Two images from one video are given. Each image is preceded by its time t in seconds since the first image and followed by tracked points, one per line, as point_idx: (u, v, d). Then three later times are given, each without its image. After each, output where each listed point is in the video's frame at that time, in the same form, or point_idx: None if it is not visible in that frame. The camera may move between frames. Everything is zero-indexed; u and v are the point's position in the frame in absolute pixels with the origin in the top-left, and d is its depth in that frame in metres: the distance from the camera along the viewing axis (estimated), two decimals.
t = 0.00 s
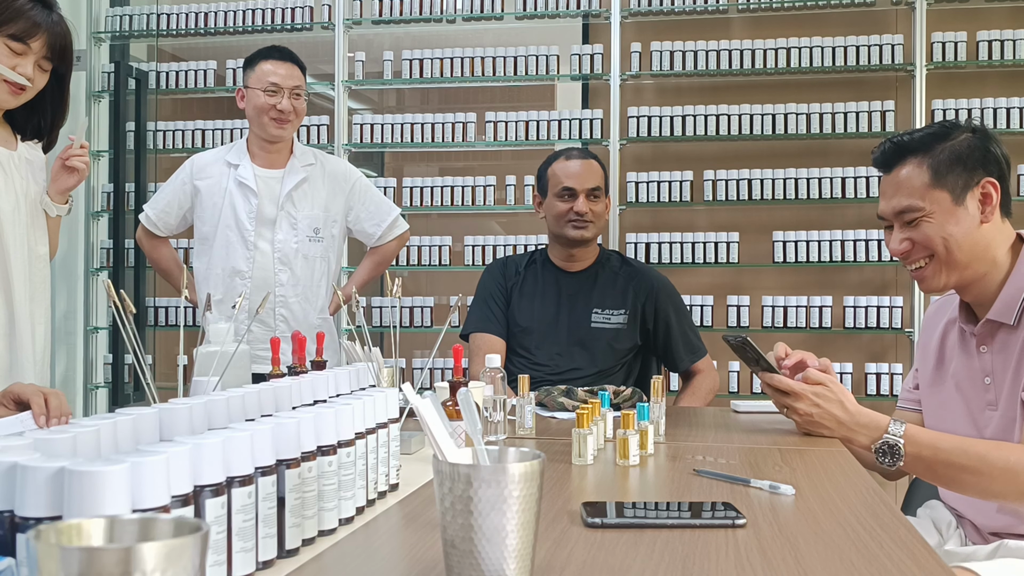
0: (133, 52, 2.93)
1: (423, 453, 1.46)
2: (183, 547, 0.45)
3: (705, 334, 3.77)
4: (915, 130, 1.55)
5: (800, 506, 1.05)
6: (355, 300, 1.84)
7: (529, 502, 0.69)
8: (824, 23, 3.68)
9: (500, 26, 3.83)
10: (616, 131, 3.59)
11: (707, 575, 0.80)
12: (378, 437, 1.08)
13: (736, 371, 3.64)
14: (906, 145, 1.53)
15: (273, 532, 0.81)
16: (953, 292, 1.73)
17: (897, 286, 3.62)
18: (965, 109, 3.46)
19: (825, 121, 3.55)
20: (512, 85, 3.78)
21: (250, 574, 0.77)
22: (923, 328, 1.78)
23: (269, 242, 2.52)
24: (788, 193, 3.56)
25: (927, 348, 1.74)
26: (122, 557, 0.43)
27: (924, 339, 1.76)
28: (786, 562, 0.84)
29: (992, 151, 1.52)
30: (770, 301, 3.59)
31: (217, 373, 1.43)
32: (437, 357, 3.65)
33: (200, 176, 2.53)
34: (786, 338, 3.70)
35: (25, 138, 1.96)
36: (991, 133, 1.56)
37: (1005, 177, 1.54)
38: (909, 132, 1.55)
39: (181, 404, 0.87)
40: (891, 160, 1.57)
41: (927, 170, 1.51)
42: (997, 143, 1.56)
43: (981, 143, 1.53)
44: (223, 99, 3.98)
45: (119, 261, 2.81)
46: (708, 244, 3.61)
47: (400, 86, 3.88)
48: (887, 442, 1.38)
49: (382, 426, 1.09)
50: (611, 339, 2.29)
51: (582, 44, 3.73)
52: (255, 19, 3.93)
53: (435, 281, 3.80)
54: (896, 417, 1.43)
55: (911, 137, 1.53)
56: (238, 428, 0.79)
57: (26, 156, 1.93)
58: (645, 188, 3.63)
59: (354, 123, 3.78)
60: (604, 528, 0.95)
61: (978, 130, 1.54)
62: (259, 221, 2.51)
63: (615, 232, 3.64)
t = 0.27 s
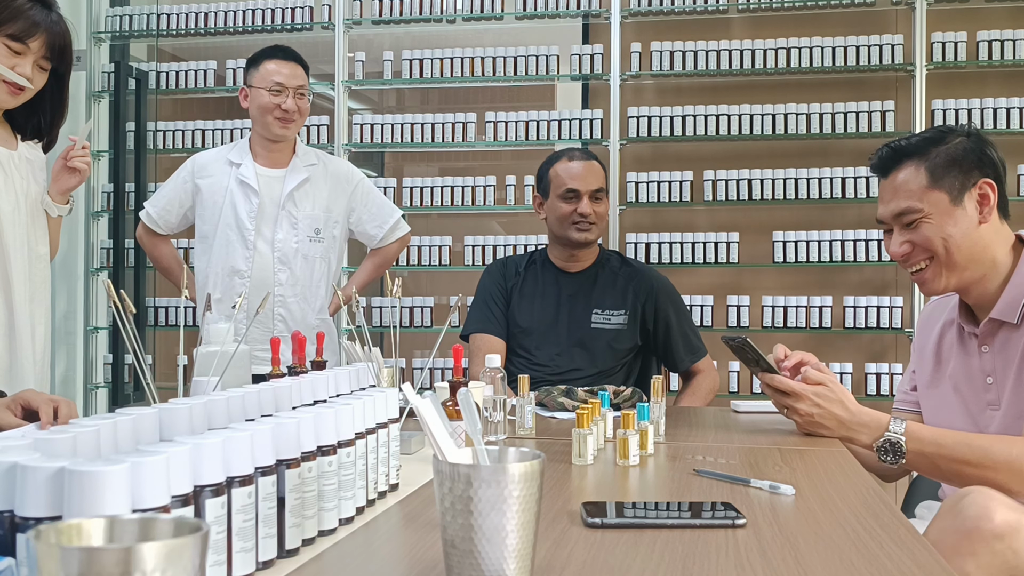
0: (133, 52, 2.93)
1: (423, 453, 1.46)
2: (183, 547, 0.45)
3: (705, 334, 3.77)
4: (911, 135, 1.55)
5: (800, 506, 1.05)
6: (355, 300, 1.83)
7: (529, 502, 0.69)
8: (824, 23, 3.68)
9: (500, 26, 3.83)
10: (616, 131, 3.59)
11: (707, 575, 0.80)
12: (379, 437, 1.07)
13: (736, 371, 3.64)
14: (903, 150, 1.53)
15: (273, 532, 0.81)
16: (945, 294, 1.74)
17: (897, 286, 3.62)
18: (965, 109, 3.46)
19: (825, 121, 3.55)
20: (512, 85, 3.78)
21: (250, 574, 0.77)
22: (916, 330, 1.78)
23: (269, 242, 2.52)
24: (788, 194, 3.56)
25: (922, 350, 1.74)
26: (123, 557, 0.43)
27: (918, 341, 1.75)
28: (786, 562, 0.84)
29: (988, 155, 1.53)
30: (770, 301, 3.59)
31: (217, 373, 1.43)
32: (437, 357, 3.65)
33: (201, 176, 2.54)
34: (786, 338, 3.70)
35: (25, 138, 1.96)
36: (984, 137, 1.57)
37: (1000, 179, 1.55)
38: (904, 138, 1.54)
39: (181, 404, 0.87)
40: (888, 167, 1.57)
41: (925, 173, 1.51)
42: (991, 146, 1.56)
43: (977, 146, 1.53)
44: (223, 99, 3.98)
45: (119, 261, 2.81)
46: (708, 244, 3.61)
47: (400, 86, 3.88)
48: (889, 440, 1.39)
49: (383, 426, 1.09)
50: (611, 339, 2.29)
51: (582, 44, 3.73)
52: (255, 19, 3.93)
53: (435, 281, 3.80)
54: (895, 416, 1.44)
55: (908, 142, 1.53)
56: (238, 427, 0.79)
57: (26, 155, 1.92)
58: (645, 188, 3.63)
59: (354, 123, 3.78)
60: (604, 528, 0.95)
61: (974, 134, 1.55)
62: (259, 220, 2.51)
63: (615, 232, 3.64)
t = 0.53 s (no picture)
0: (133, 52, 2.92)
1: (423, 453, 1.46)
2: (182, 548, 0.45)
3: (705, 334, 3.77)
4: (930, 126, 1.55)
5: (800, 506, 1.05)
6: (355, 301, 1.84)
7: (528, 502, 0.70)
8: (823, 23, 3.68)
9: (500, 26, 3.83)
10: (616, 131, 3.59)
11: (707, 575, 0.80)
12: (378, 437, 1.08)
13: (735, 371, 3.64)
14: (919, 140, 1.54)
15: (273, 532, 0.81)
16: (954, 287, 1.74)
17: (897, 286, 3.62)
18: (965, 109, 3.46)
19: (825, 121, 3.55)
20: (512, 85, 3.78)
21: (249, 574, 0.77)
22: (924, 323, 1.78)
23: (270, 241, 2.52)
24: (788, 194, 3.56)
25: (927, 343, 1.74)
26: (122, 557, 0.43)
27: (925, 333, 1.76)
28: (785, 562, 0.84)
29: (1006, 151, 1.53)
30: (770, 301, 3.59)
31: (217, 373, 1.42)
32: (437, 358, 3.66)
33: (203, 175, 2.54)
34: (785, 338, 3.70)
35: (25, 138, 1.96)
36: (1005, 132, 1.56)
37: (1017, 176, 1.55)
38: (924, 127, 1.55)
39: (181, 404, 0.87)
40: (905, 156, 1.57)
41: (939, 164, 1.51)
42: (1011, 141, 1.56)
43: (996, 141, 1.53)
44: (223, 99, 3.98)
45: (119, 261, 2.82)
46: (708, 244, 3.61)
47: (400, 86, 3.88)
48: (888, 440, 1.40)
49: (382, 426, 1.09)
50: (611, 339, 2.29)
51: (582, 44, 3.73)
52: (255, 19, 3.92)
53: (435, 281, 3.80)
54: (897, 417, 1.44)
55: (926, 133, 1.54)
56: (238, 428, 0.79)
57: (26, 154, 1.92)
58: (645, 188, 3.63)
59: (354, 123, 3.78)
60: (604, 528, 0.95)
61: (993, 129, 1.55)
62: (261, 220, 2.51)
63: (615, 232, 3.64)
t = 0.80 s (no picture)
0: (133, 52, 2.93)
1: (423, 453, 1.46)
2: (182, 547, 0.45)
3: (705, 334, 3.77)
4: (947, 117, 1.54)
5: (800, 506, 1.05)
6: (355, 301, 1.84)
7: (529, 502, 0.69)
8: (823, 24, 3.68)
9: (500, 26, 3.83)
10: (616, 131, 3.59)
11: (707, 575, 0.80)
12: (379, 437, 1.08)
13: (736, 371, 3.64)
14: (936, 131, 1.53)
15: (273, 532, 0.81)
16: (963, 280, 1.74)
17: (897, 286, 3.62)
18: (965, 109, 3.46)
19: (825, 121, 3.55)
20: (512, 85, 3.78)
21: (250, 574, 0.77)
22: (931, 316, 1.78)
23: (271, 241, 2.52)
24: (788, 193, 3.56)
25: (935, 337, 1.74)
26: (122, 556, 0.43)
27: (933, 327, 1.76)
28: (785, 562, 0.84)
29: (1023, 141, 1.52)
30: (770, 301, 3.59)
31: (217, 373, 1.43)
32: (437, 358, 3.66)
33: (204, 175, 2.54)
34: (786, 338, 3.70)
35: (25, 138, 1.96)
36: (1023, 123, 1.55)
37: None
38: (943, 119, 1.54)
39: (181, 404, 0.87)
40: (921, 147, 1.56)
41: (954, 157, 1.51)
42: None
43: (1013, 132, 1.53)
44: (223, 99, 3.98)
45: (120, 261, 2.83)
46: (708, 244, 3.61)
47: (401, 86, 3.88)
48: (889, 440, 1.40)
49: (383, 426, 1.09)
50: (612, 339, 2.29)
51: (582, 44, 3.73)
52: (255, 19, 3.92)
53: (435, 281, 3.80)
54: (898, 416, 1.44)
55: (943, 124, 1.53)
56: (238, 428, 0.79)
57: (25, 154, 1.92)
58: (645, 188, 3.63)
59: (354, 123, 3.78)
60: (604, 528, 0.95)
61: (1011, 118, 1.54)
62: (262, 220, 2.51)
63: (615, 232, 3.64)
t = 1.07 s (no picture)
0: (133, 52, 2.93)
1: (423, 453, 1.46)
2: (182, 547, 0.45)
3: (705, 334, 3.77)
4: (958, 111, 1.55)
5: (800, 506, 1.05)
6: (356, 301, 1.84)
7: (529, 502, 0.69)
8: (823, 24, 3.68)
9: (500, 26, 3.83)
10: (615, 131, 3.59)
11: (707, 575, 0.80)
12: (378, 437, 1.08)
13: (735, 371, 3.64)
14: (942, 125, 1.55)
15: (273, 532, 0.81)
16: (969, 277, 1.74)
17: (897, 286, 3.62)
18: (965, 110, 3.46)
19: (825, 121, 3.55)
20: (512, 85, 3.78)
21: (249, 574, 0.77)
22: (934, 314, 1.78)
23: (272, 241, 2.52)
24: (788, 194, 3.56)
25: (939, 336, 1.75)
26: (122, 556, 0.43)
27: (936, 325, 1.76)
28: (785, 562, 0.84)
29: None
30: (770, 301, 3.59)
31: (217, 373, 1.43)
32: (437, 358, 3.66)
33: (204, 175, 2.53)
34: (785, 338, 3.70)
35: (20, 138, 1.94)
36: None
37: None
38: (950, 113, 1.55)
39: (181, 404, 0.87)
40: (930, 140, 1.59)
41: (950, 153, 1.53)
42: None
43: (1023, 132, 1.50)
44: (223, 99, 3.98)
45: (119, 261, 2.82)
46: (708, 244, 3.61)
47: (400, 86, 3.88)
48: (887, 444, 1.40)
49: (382, 426, 1.09)
50: (612, 339, 2.29)
51: (582, 44, 3.73)
52: (255, 19, 3.93)
53: (435, 281, 3.80)
54: (898, 419, 1.44)
55: (951, 118, 1.54)
56: (237, 427, 0.79)
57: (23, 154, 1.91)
58: (645, 188, 3.63)
59: (354, 123, 3.78)
60: (604, 528, 0.95)
61: None
62: (263, 220, 2.51)
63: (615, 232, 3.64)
